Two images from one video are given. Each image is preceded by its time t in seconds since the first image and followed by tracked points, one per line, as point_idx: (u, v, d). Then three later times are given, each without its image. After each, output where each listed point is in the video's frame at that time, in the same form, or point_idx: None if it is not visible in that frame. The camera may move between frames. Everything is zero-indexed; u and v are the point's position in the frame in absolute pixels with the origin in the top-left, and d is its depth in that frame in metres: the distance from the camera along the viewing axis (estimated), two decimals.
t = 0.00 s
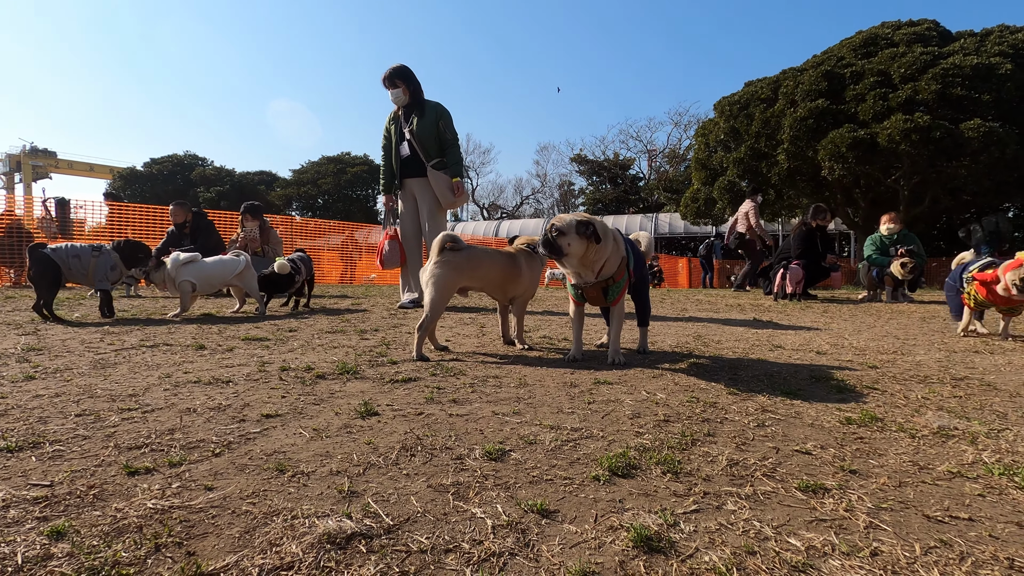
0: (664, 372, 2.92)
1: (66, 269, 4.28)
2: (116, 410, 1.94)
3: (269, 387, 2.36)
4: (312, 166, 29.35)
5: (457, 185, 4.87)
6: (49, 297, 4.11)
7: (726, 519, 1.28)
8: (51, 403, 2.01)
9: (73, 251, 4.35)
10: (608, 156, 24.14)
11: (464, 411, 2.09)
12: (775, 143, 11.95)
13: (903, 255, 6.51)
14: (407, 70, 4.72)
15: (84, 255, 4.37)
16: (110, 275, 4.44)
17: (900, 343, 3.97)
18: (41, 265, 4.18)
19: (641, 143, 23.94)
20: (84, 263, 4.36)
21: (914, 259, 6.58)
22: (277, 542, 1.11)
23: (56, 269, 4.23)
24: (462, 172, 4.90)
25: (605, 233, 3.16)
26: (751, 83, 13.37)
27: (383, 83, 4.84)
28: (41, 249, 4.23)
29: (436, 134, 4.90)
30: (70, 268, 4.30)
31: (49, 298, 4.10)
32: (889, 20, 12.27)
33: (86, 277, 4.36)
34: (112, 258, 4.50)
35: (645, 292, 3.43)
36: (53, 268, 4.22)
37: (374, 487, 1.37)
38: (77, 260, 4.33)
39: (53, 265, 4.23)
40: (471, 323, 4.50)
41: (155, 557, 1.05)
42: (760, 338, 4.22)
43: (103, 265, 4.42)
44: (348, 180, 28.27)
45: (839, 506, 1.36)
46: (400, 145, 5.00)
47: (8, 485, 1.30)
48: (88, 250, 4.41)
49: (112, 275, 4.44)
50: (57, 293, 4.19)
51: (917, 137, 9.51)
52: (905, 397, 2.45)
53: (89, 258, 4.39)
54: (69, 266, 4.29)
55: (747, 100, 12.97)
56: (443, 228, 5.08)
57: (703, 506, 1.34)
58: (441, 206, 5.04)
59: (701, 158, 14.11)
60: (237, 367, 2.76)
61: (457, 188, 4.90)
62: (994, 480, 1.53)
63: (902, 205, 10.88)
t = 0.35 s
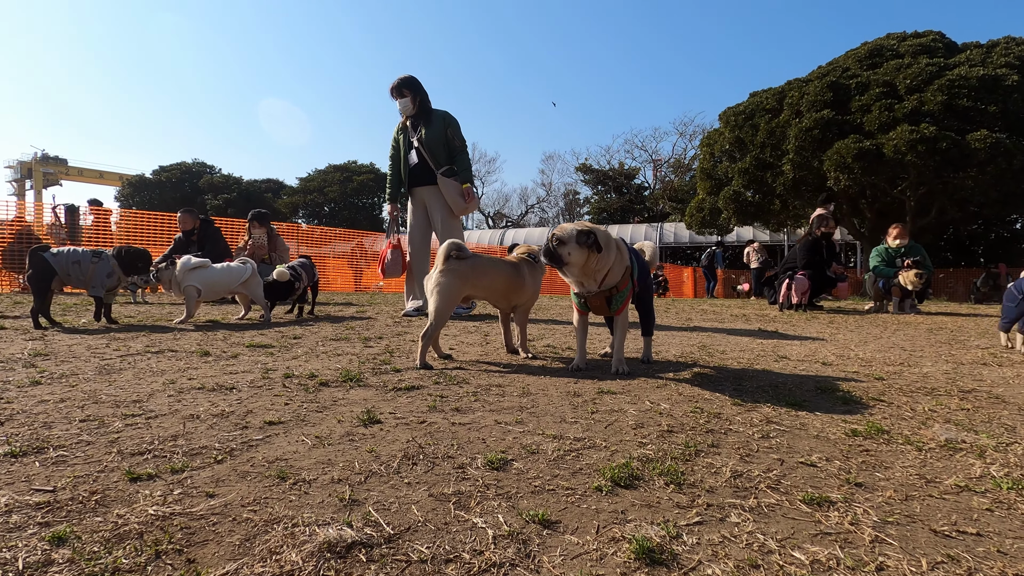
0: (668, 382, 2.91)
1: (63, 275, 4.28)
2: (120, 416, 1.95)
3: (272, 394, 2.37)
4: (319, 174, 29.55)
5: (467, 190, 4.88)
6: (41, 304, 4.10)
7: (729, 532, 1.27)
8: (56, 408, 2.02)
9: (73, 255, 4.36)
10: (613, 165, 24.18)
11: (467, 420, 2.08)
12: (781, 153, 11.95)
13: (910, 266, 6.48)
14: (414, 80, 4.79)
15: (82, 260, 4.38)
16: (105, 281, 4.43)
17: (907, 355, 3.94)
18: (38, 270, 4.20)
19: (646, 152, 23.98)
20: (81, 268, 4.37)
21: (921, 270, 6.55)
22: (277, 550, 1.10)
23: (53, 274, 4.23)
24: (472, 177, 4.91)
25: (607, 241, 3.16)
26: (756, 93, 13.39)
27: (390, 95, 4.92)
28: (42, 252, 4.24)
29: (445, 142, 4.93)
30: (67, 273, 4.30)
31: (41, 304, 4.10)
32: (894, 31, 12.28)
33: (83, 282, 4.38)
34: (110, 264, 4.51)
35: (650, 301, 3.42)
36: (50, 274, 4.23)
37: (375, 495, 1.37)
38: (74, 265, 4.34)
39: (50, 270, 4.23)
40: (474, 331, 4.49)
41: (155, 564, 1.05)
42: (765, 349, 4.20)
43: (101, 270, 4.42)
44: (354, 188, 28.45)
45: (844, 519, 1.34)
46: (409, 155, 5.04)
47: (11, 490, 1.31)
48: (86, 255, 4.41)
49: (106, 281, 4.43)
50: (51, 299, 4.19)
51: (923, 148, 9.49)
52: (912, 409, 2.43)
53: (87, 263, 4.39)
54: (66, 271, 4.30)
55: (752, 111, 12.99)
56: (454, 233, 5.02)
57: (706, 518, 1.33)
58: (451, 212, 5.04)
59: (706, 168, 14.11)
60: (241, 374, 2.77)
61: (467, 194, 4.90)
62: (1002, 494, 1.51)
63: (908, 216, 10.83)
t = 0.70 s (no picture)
0: (663, 389, 2.91)
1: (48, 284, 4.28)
2: (113, 420, 1.94)
3: (268, 399, 2.36)
4: (316, 182, 29.58)
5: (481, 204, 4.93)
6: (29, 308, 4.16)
7: (723, 535, 1.28)
8: (49, 412, 2.01)
9: (57, 264, 4.30)
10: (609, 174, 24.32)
11: (462, 425, 2.08)
12: (775, 164, 12.05)
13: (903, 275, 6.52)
14: (439, 93, 4.87)
15: (63, 272, 4.28)
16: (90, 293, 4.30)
17: (901, 363, 3.96)
18: (25, 278, 4.26)
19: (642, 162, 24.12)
20: (66, 279, 4.28)
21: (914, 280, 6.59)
22: (271, 552, 1.10)
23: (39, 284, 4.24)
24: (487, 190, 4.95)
25: (603, 249, 3.17)
26: (751, 104, 13.53)
27: (415, 106, 5.01)
28: (30, 261, 4.30)
29: (464, 156, 4.99)
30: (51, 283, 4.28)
31: (26, 313, 4.11)
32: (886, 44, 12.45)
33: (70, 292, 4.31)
34: (95, 278, 4.34)
35: (645, 309, 3.42)
36: (35, 283, 4.27)
37: (370, 499, 1.36)
38: (58, 277, 4.28)
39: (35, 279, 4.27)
40: (471, 338, 4.48)
41: (148, 566, 1.04)
42: (760, 357, 4.21)
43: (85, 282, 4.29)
44: (351, 196, 28.49)
45: (838, 523, 1.35)
46: (429, 166, 5.12)
47: (3, 493, 1.30)
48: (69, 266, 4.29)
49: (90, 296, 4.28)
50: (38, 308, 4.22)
51: (916, 160, 9.59)
52: (905, 416, 2.44)
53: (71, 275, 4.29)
54: (51, 282, 4.26)
55: (747, 121, 13.11)
56: (466, 243, 5.07)
57: (701, 521, 1.33)
58: (465, 223, 5.09)
59: (702, 178, 14.21)
60: (236, 380, 2.75)
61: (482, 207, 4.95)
62: (994, 499, 1.52)
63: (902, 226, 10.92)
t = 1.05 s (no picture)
0: (659, 397, 2.89)
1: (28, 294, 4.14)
2: (103, 430, 1.91)
3: (260, 408, 2.34)
4: (311, 191, 29.56)
5: (490, 215, 4.93)
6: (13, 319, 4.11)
7: (721, 543, 1.26)
8: (37, 423, 1.98)
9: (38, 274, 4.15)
10: (604, 184, 24.42)
11: (457, 434, 2.06)
12: (769, 172, 12.13)
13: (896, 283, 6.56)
14: (456, 103, 4.89)
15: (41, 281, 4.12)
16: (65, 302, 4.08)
17: (896, 370, 3.97)
18: (10, 291, 4.22)
19: (636, 171, 24.25)
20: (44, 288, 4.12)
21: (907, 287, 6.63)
22: (261, 563, 1.08)
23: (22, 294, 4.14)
24: (496, 203, 4.97)
25: (599, 257, 3.17)
26: (744, 114, 13.65)
27: (431, 113, 5.02)
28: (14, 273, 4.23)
29: (474, 167, 5.01)
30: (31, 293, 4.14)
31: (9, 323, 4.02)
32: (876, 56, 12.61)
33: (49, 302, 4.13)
34: (73, 286, 4.12)
35: (641, 317, 3.42)
36: (18, 296, 4.22)
37: (363, 509, 1.34)
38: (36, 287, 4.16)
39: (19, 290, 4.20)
40: (466, 347, 4.46)
41: None
42: (755, 364, 4.21)
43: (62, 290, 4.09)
44: (346, 205, 28.51)
45: (835, 531, 1.34)
46: (438, 174, 5.13)
47: None
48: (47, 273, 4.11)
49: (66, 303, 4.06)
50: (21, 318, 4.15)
51: (907, 169, 9.68)
52: (901, 423, 2.43)
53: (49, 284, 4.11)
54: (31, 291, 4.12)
55: (740, 131, 13.22)
56: (472, 254, 5.13)
57: (698, 530, 1.32)
58: (471, 233, 5.11)
59: (696, 187, 14.29)
60: (228, 389, 2.72)
61: (489, 218, 4.95)
62: (992, 506, 1.51)
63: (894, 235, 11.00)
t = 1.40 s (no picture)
0: (657, 400, 2.88)
1: None
2: (96, 435, 1.89)
3: (256, 412, 2.32)
4: (309, 197, 29.57)
5: (489, 219, 4.92)
6: None
7: (718, 545, 1.25)
8: (30, 427, 1.96)
9: None
10: (602, 189, 24.48)
11: (454, 437, 2.05)
12: (766, 177, 12.17)
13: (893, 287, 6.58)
14: (456, 109, 4.95)
15: None
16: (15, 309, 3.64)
17: (894, 374, 3.96)
18: None
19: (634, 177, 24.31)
20: None
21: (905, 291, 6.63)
22: (253, 566, 1.07)
23: None
24: (495, 207, 4.96)
25: (598, 260, 3.17)
26: (741, 120, 13.71)
27: (431, 119, 5.07)
28: None
29: (473, 171, 5.02)
30: None
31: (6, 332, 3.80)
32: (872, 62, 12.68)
33: None
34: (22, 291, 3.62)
35: (639, 320, 3.41)
36: None
37: (358, 511, 1.33)
38: None
39: None
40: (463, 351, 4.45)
41: None
42: (754, 368, 4.20)
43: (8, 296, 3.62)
44: (345, 211, 28.54)
45: (834, 532, 1.33)
46: (437, 179, 5.13)
47: None
48: None
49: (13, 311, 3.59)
50: None
51: (904, 173, 9.71)
52: (900, 425, 2.42)
53: None
54: None
55: (737, 136, 13.27)
56: (471, 258, 5.11)
57: (695, 531, 1.31)
58: (470, 238, 5.10)
59: (694, 192, 14.32)
60: (224, 393, 2.71)
61: (489, 222, 4.94)
62: (991, 507, 1.50)
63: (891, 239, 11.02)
